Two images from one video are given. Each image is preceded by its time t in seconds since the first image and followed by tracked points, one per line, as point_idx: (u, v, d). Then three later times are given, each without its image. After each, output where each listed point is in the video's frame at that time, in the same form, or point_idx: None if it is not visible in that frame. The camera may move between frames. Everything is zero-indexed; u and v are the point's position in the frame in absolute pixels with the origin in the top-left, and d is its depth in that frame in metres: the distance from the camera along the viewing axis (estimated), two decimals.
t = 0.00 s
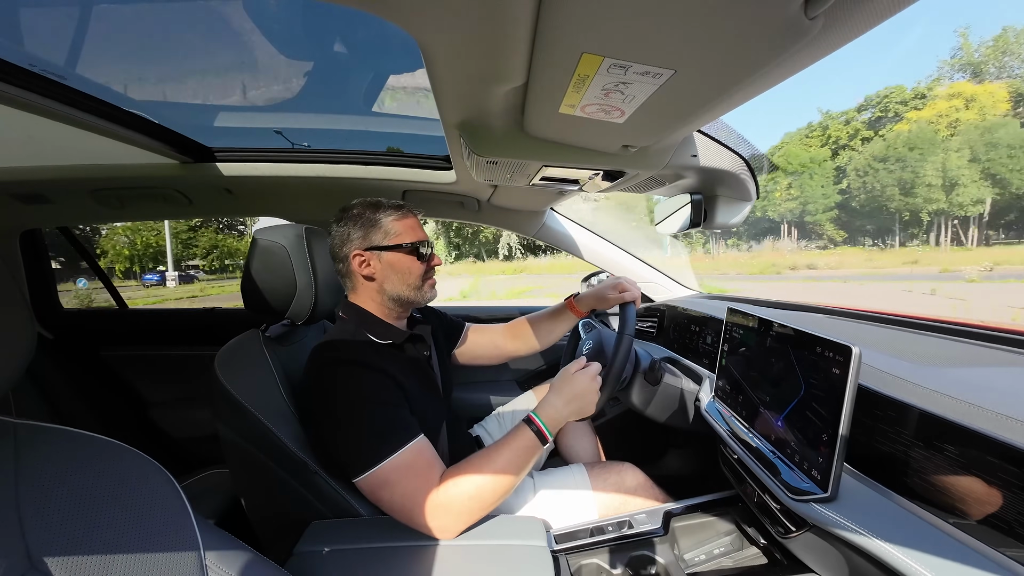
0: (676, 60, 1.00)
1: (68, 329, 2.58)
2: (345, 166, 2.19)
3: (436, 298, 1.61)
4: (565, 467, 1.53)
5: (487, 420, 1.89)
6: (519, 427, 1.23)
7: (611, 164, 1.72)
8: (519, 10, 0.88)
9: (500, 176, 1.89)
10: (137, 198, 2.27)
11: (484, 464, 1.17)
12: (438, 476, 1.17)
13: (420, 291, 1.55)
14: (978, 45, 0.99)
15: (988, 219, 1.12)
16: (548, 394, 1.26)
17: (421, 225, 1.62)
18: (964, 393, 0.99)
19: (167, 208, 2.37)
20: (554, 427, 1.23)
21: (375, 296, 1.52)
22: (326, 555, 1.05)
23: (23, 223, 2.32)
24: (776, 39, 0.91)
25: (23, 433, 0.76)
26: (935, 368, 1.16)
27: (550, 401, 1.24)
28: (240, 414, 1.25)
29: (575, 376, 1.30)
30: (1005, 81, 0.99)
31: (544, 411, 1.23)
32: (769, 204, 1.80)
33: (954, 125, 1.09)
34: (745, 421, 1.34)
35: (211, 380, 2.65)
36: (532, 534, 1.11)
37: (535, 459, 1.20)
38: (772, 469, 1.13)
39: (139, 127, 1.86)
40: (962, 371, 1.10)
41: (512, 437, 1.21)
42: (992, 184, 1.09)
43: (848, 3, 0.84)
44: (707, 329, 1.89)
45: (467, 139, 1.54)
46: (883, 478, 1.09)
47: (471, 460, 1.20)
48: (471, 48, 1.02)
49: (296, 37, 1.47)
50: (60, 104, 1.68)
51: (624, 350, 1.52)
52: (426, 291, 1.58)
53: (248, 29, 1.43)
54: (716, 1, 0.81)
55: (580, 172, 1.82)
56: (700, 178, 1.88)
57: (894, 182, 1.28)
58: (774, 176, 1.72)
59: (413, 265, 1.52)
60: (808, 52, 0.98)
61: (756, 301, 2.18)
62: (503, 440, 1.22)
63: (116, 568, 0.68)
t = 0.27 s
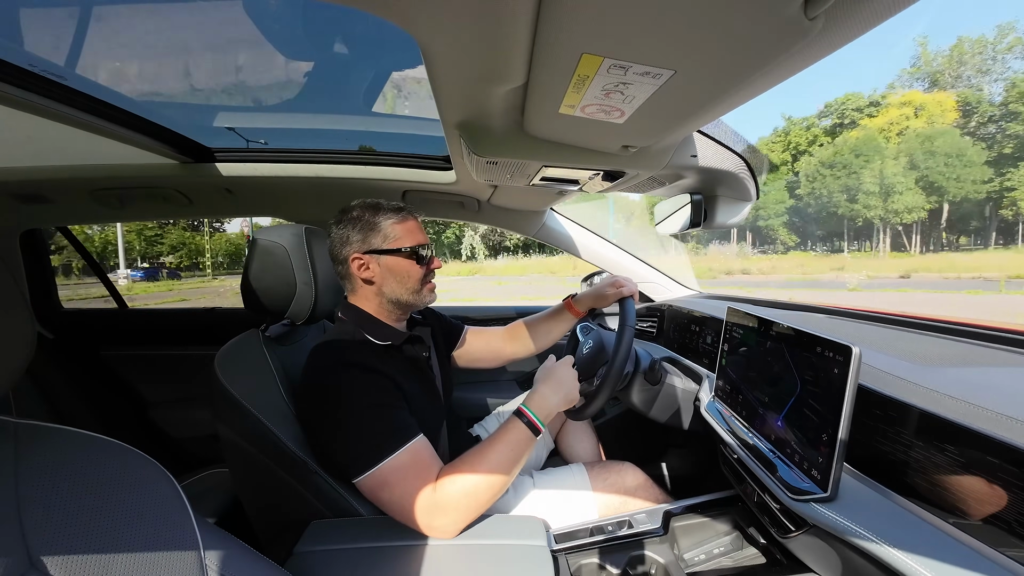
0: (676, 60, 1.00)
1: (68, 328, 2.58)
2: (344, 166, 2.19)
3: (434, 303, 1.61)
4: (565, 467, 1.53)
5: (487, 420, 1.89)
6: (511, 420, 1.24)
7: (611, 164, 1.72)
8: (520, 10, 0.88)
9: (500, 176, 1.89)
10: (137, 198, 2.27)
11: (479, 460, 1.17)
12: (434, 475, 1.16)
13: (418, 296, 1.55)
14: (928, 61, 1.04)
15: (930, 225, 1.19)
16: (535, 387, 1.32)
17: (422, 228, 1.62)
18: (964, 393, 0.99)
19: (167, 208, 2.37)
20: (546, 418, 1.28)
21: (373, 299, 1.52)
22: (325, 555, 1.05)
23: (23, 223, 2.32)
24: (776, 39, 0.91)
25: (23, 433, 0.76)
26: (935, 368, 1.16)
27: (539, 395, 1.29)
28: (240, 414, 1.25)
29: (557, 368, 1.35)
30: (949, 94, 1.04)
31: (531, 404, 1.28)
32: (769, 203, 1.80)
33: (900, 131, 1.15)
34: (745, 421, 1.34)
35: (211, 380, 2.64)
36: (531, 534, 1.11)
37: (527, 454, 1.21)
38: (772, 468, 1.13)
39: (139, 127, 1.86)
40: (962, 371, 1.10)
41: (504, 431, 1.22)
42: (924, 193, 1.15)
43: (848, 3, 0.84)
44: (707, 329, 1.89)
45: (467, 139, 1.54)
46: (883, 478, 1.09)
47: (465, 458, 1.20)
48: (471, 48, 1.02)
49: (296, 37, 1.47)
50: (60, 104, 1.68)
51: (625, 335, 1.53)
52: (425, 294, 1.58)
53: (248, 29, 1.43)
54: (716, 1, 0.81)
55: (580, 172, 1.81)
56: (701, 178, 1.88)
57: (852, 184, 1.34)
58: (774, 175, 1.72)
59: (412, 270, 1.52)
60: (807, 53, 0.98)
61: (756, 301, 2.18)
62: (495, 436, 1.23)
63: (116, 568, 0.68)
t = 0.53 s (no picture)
0: (676, 60, 1.00)
1: (66, 328, 2.58)
2: (344, 166, 2.19)
3: (438, 305, 1.61)
4: (565, 467, 1.53)
5: (487, 420, 1.89)
6: (527, 434, 1.22)
7: (611, 164, 1.72)
8: (520, 9, 0.87)
9: (500, 176, 1.89)
10: (137, 198, 2.27)
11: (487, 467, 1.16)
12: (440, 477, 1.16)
13: (423, 297, 1.55)
14: (894, 68, 1.15)
15: (872, 227, 1.39)
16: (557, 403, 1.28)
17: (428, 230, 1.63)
18: (963, 392, 0.99)
19: (167, 208, 2.36)
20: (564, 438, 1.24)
21: (377, 300, 1.52)
22: (325, 555, 1.05)
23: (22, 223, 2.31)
24: (776, 39, 0.91)
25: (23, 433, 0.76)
26: (935, 367, 1.16)
27: (562, 413, 1.26)
28: (240, 414, 1.25)
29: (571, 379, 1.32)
30: (906, 100, 1.21)
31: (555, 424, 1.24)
32: (769, 203, 1.80)
33: (853, 135, 1.33)
34: (745, 421, 1.34)
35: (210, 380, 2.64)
36: (532, 534, 1.11)
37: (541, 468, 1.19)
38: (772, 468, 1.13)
39: (139, 127, 1.86)
40: (962, 371, 1.10)
41: (518, 445, 1.20)
42: (864, 199, 1.37)
43: (849, 3, 0.84)
44: (706, 329, 1.88)
45: (467, 139, 1.54)
46: (883, 478, 1.09)
47: (476, 463, 1.19)
48: (472, 48, 1.02)
49: (296, 37, 1.47)
50: (60, 104, 1.68)
51: (625, 331, 1.54)
52: (429, 296, 1.58)
53: (248, 28, 1.43)
54: None
55: (580, 172, 1.81)
56: (701, 178, 1.88)
57: (807, 191, 1.57)
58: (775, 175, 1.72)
59: (418, 271, 1.52)
60: (806, 54, 0.99)
61: (756, 301, 2.18)
62: (510, 445, 1.21)
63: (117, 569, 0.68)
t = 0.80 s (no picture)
0: (677, 60, 1.00)
1: (66, 328, 2.58)
2: (344, 166, 2.19)
3: (436, 299, 1.61)
4: (566, 467, 1.53)
5: (487, 420, 1.89)
6: (523, 430, 1.24)
7: (611, 164, 1.72)
8: (520, 10, 0.88)
9: (500, 176, 1.89)
10: (137, 198, 2.27)
11: (485, 465, 1.17)
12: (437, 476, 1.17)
13: (420, 292, 1.55)
14: (856, 70, 1.18)
15: (831, 228, 1.49)
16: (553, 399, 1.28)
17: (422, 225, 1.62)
18: (963, 392, 0.99)
19: (167, 208, 2.36)
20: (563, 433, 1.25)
21: (375, 297, 1.52)
22: (325, 554, 1.05)
23: (22, 223, 2.32)
24: (776, 39, 0.91)
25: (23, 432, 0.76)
26: (935, 368, 1.16)
27: (558, 408, 1.26)
28: (240, 414, 1.25)
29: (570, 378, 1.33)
30: (860, 104, 1.31)
31: (552, 418, 1.24)
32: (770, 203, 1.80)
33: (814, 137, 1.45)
34: (745, 421, 1.34)
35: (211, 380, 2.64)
36: (532, 534, 1.11)
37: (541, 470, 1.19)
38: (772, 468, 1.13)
39: (140, 127, 1.86)
40: (962, 371, 1.10)
41: (516, 442, 1.21)
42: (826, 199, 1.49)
43: (849, 4, 0.85)
44: (706, 329, 1.88)
45: (467, 139, 1.54)
46: (884, 479, 1.09)
47: (472, 462, 1.20)
48: (472, 48, 1.02)
49: (296, 38, 1.47)
50: (60, 104, 1.68)
51: (625, 329, 1.54)
52: (427, 291, 1.58)
53: (249, 29, 1.44)
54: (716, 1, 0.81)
55: (580, 172, 1.81)
56: (701, 178, 1.88)
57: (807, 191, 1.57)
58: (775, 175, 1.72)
59: (415, 266, 1.52)
60: (805, 55, 0.99)
61: (756, 301, 2.18)
62: (506, 443, 1.22)
63: (117, 568, 0.68)
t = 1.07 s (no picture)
0: (677, 60, 0.99)
1: (66, 328, 2.58)
2: (344, 166, 2.19)
3: (439, 301, 1.62)
4: (566, 468, 1.53)
5: (487, 420, 1.89)
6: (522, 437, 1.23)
7: (612, 164, 1.72)
8: (520, 10, 0.87)
9: (500, 176, 1.89)
10: (137, 198, 2.27)
11: (485, 469, 1.17)
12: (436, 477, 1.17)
13: (425, 291, 1.56)
14: (816, 75, 1.15)
15: (798, 225, 1.60)
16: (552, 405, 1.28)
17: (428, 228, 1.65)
18: (963, 393, 0.99)
19: (167, 207, 2.36)
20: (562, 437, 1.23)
21: (380, 294, 1.52)
22: (326, 555, 1.05)
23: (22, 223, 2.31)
24: (775, 39, 0.91)
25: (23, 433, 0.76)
26: (935, 368, 1.16)
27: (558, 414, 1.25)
28: (240, 414, 1.26)
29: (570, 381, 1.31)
30: (813, 108, 1.37)
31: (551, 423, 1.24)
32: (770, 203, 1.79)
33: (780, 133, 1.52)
34: (745, 421, 1.34)
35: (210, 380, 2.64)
36: (532, 534, 1.11)
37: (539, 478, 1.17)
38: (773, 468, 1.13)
39: (139, 127, 1.86)
40: (962, 371, 1.10)
41: (513, 448, 1.20)
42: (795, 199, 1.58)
43: (849, 4, 0.84)
44: (706, 329, 1.88)
45: (467, 139, 1.54)
46: (884, 479, 1.09)
47: (469, 465, 1.20)
48: (472, 48, 1.02)
49: (295, 38, 1.47)
50: (59, 104, 1.68)
51: (626, 325, 1.54)
52: (431, 292, 1.59)
53: (248, 29, 1.43)
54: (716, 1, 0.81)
55: (580, 172, 1.81)
56: (701, 178, 1.87)
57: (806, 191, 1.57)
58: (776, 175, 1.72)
59: (421, 264, 1.53)
60: (804, 55, 0.99)
61: (756, 301, 2.18)
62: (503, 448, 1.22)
63: (117, 568, 0.68)
